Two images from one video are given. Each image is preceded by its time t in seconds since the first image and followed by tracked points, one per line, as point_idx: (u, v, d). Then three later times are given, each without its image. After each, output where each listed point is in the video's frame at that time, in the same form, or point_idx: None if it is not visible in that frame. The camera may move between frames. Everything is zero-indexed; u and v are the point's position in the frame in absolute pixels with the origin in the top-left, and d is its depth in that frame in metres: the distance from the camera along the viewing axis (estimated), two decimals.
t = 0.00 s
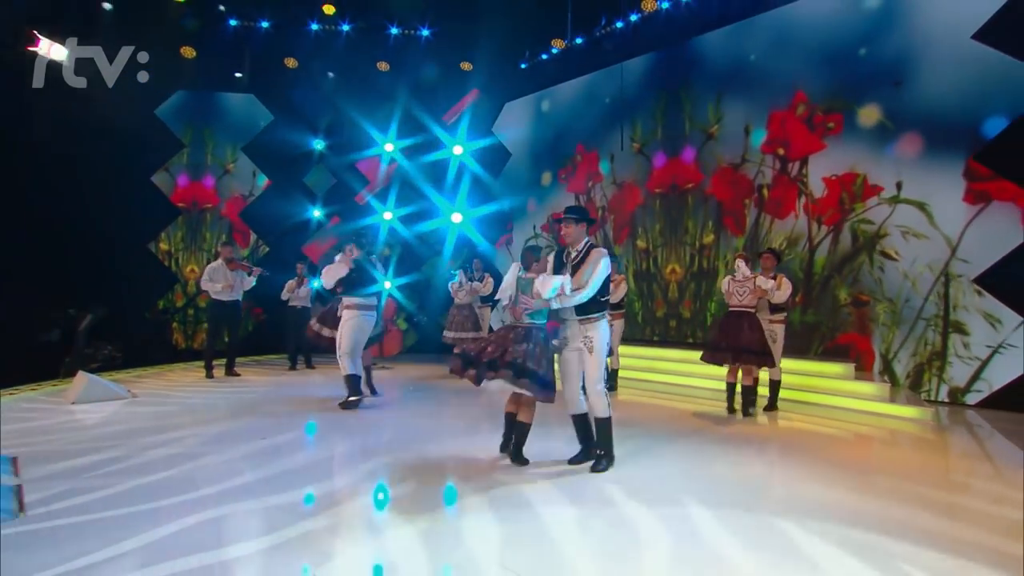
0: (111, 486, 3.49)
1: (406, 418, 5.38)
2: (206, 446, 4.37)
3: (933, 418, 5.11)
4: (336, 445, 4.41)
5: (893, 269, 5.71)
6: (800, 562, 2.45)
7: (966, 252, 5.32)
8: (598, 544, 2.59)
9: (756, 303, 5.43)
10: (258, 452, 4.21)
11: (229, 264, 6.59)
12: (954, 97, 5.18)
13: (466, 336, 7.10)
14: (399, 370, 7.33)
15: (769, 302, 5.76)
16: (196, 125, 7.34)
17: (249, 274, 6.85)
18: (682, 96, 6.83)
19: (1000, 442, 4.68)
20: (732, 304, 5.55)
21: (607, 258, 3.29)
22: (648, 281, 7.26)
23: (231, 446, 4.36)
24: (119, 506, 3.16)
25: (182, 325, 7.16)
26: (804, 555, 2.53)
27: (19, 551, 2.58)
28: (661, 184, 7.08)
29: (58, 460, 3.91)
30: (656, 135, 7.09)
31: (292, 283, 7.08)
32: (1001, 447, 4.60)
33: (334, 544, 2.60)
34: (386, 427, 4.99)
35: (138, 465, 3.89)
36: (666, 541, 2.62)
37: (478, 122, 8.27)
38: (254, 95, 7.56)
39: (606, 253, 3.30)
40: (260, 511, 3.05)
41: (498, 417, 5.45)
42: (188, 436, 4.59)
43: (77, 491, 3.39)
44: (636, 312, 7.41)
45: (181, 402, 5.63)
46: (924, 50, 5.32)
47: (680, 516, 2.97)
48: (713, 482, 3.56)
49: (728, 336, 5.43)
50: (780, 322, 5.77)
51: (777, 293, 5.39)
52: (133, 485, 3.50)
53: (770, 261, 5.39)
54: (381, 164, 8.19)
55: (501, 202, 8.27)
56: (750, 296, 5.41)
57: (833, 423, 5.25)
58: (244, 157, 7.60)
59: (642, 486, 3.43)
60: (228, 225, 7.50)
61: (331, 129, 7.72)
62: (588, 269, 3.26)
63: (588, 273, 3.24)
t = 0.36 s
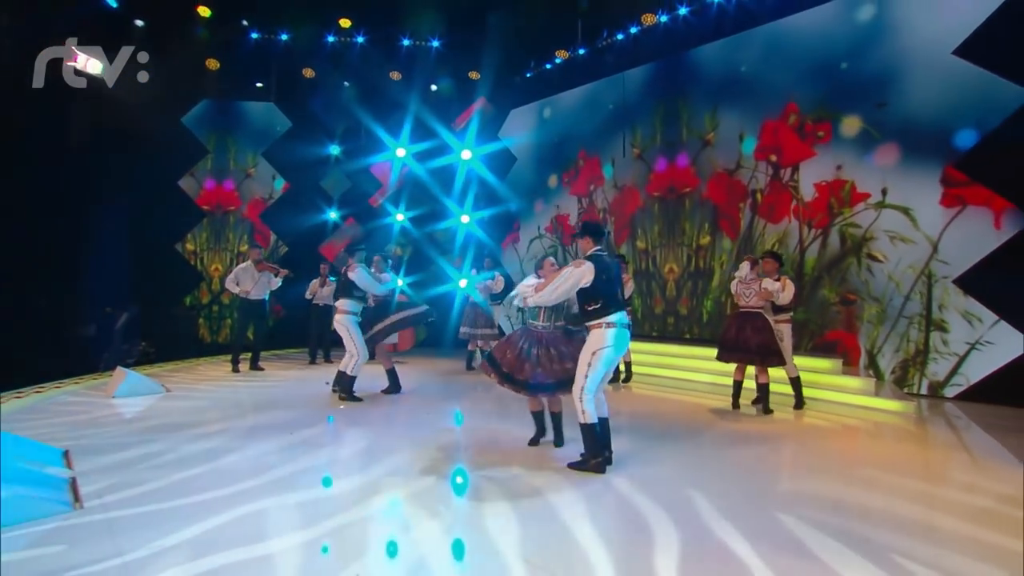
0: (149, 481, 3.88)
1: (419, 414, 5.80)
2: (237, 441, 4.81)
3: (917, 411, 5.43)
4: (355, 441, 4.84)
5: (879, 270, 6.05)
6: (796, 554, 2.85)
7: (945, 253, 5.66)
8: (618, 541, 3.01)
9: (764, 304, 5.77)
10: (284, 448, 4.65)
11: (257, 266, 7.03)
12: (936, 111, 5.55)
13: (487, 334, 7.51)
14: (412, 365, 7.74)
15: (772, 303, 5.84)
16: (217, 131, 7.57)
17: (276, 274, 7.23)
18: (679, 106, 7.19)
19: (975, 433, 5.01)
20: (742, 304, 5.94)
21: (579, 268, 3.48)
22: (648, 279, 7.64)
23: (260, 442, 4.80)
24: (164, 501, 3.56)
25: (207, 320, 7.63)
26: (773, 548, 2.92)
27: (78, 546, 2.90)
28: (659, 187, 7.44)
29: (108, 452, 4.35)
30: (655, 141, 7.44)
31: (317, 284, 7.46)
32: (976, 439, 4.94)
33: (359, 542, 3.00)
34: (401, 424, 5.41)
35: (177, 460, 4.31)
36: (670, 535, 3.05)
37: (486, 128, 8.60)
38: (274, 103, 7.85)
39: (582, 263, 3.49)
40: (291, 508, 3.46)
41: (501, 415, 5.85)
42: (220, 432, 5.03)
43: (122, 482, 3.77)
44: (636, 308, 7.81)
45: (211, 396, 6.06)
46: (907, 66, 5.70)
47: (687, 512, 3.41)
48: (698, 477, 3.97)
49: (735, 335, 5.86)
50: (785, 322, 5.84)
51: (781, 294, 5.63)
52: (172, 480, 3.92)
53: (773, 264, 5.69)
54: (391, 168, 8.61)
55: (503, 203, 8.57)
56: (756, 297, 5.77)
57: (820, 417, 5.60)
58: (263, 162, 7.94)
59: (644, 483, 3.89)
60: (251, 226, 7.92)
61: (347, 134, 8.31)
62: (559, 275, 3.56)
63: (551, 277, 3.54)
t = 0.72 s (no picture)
0: (179, 476, 4.32)
1: (421, 409, 6.23)
2: (254, 434, 5.22)
3: (890, 401, 5.84)
4: (362, 438, 5.27)
5: (854, 269, 6.52)
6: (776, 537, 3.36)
7: (915, 253, 6.16)
8: (628, 545, 3.49)
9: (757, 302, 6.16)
10: (299, 443, 5.08)
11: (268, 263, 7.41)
12: (910, 119, 6.01)
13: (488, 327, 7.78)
14: (415, 358, 8.16)
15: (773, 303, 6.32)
16: (229, 133, 7.94)
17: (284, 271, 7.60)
18: (668, 110, 7.59)
19: (939, 420, 5.47)
20: (737, 302, 6.26)
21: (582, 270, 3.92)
22: (639, 275, 8.07)
23: (276, 435, 5.22)
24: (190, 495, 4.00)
25: (219, 314, 7.99)
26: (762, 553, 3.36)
27: (113, 539, 3.36)
28: (649, 188, 7.81)
29: (136, 446, 4.75)
30: (645, 143, 7.82)
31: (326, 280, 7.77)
32: (938, 425, 5.41)
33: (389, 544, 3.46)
34: (405, 419, 5.84)
35: (198, 454, 4.73)
36: (674, 541, 3.52)
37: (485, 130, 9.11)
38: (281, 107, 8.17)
39: (585, 267, 3.92)
40: (307, 506, 3.93)
41: (499, 409, 6.30)
42: (239, 424, 5.44)
43: (147, 479, 4.22)
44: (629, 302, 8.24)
45: (229, 389, 6.47)
46: (882, 77, 6.17)
47: (699, 517, 3.89)
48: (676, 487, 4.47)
49: (729, 332, 6.21)
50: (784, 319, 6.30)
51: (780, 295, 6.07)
52: (197, 474, 4.36)
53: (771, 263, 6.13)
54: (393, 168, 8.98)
55: (499, 203, 9.21)
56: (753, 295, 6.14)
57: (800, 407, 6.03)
58: (270, 163, 8.27)
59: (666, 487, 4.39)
60: (258, 224, 8.24)
61: (352, 134, 8.61)
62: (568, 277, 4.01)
63: (560, 279, 4.02)
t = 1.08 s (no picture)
0: (181, 478, 4.41)
1: (415, 407, 6.34)
2: (254, 433, 5.30)
3: (867, 393, 6.10)
4: (360, 438, 5.37)
5: (836, 265, 6.72)
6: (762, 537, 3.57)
7: (894, 251, 6.38)
8: (630, 544, 3.68)
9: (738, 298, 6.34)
10: (299, 441, 5.18)
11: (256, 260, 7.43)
12: (892, 121, 6.27)
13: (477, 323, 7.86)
14: (407, 353, 8.26)
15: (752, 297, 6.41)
16: (215, 128, 7.79)
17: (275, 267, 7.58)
18: (658, 107, 7.74)
19: (913, 410, 5.74)
20: (718, 299, 6.46)
21: (599, 268, 3.94)
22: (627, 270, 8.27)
23: (276, 434, 5.31)
24: (194, 498, 4.10)
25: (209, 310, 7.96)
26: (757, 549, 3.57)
27: (118, 544, 3.47)
28: (638, 185, 7.95)
29: (137, 447, 4.80)
30: (634, 141, 7.97)
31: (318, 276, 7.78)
32: (913, 416, 5.68)
33: (394, 546, 3.60)
34: (400, 418, 5.95)
35: (199, 455, 4.80)
36: (675, 542, 3.70)
37: (477, 125, 9.21)
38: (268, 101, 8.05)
39: (602, 265, 3.93)
40: (308, 507, 4.04)
41: (492, 406, 6.44)
42: (238, 423, 5.50)
43: (148, 482, 4.30)
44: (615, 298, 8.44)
45: (224, 386, 6.51)
46: (864, 79, 6.41)
47: (702, 518, 4.06)
48: (667, 484, 4.66)
49: (720, 330, 6.28)
50: (766, 316, 6.41)
51: (757, 288, 6.19)
52: (197, 476, 4.45)
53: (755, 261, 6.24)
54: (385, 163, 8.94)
55: (491, 198, 9.34)
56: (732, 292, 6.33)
57: (783, 400, 6.26)
58: (260, 157, 8.15)
59: (667, 488, 4.57)
60: (248, 219, 8.15)
61: (341, 130, 8.61)
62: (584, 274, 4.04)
63: (577, 275, 4.02)
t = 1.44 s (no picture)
0: (169, 484, 4.21)
1: (405, 405, 6.32)
2: (244, 439, 5.15)
3: (851, 388, 6.22)
4: (353, 442, 5.27)
5: (822, 262, 6.84)
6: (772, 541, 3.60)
7: (874, 247, 6.52)
8: (637, 547, 3.68)
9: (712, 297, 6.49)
10: (291, 446, 5.06)
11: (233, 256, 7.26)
12: (876, 120, 6.33)
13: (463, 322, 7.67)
14: (393, 350, 8.20)
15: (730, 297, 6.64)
16: (194, 120, 7.46)
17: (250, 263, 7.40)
18: (646, 103, 7.91)
19: (895, 404, 5.89)
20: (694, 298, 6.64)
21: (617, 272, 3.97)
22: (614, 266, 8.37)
23: (267, 438, 5.18)
24: (188, 506, 3.95)
25: (189, 308, 7.70)
26: (755, 548, 3.61)
27: (106, 560, 3.29)
28: (625, 181, 8.15)
29: (121, 454, 4.59)
30: (619, 137, 8.22)
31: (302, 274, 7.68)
32: (895, 411, 5.81)
33: (393, 555, 3.52)
34: (391, 417, 5.93)
35: (188, 460, 4.63)
36: (683, 544, 3.70)
37: (461, 121, 9.59)
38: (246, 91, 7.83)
39: (619, 269, 3.97)
40: (307, 515, 3.91)
41: (483, 406, 6.38)
42: (225, 428, 5.34)
43: (135, 491, 4.08)
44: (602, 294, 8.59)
45: (206, 389, 6.32)
46: (851, 80, 6.48)
47: (696, 518, 4.07)
48: (661, 482, 4.67)
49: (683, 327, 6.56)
50: (742, 314, 6.59)
51: (733, 291, 6.44)
52: (187, 482, 4.28)
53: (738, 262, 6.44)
54: (370, 157, 9.32)
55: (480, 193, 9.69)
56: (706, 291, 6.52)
57: (771, 395, 6.34)
58: (241, 150, 8.13)
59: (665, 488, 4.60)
60: (228, 214, 8.09)
61: (323, 124, 8.87)
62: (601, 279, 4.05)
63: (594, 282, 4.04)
